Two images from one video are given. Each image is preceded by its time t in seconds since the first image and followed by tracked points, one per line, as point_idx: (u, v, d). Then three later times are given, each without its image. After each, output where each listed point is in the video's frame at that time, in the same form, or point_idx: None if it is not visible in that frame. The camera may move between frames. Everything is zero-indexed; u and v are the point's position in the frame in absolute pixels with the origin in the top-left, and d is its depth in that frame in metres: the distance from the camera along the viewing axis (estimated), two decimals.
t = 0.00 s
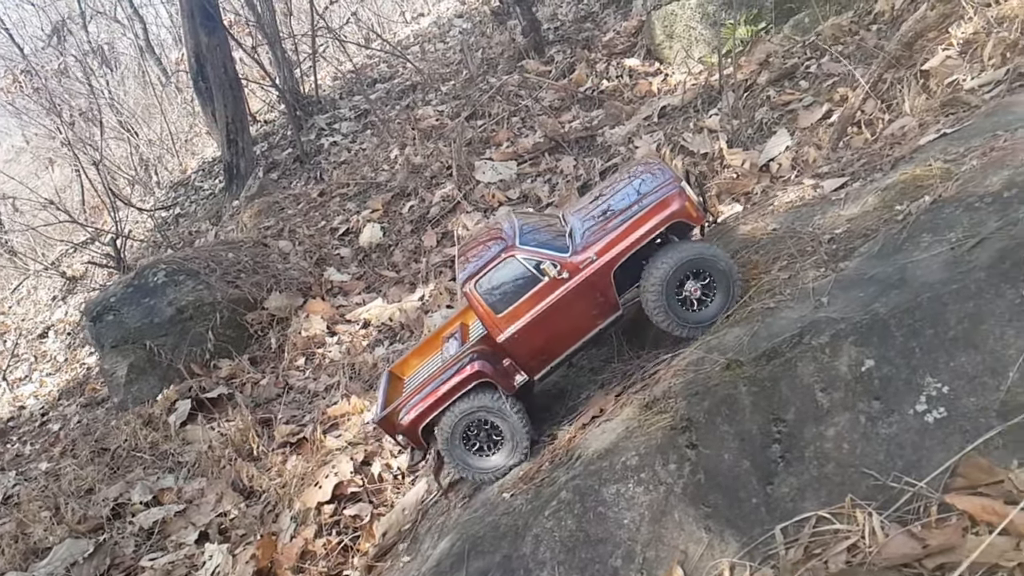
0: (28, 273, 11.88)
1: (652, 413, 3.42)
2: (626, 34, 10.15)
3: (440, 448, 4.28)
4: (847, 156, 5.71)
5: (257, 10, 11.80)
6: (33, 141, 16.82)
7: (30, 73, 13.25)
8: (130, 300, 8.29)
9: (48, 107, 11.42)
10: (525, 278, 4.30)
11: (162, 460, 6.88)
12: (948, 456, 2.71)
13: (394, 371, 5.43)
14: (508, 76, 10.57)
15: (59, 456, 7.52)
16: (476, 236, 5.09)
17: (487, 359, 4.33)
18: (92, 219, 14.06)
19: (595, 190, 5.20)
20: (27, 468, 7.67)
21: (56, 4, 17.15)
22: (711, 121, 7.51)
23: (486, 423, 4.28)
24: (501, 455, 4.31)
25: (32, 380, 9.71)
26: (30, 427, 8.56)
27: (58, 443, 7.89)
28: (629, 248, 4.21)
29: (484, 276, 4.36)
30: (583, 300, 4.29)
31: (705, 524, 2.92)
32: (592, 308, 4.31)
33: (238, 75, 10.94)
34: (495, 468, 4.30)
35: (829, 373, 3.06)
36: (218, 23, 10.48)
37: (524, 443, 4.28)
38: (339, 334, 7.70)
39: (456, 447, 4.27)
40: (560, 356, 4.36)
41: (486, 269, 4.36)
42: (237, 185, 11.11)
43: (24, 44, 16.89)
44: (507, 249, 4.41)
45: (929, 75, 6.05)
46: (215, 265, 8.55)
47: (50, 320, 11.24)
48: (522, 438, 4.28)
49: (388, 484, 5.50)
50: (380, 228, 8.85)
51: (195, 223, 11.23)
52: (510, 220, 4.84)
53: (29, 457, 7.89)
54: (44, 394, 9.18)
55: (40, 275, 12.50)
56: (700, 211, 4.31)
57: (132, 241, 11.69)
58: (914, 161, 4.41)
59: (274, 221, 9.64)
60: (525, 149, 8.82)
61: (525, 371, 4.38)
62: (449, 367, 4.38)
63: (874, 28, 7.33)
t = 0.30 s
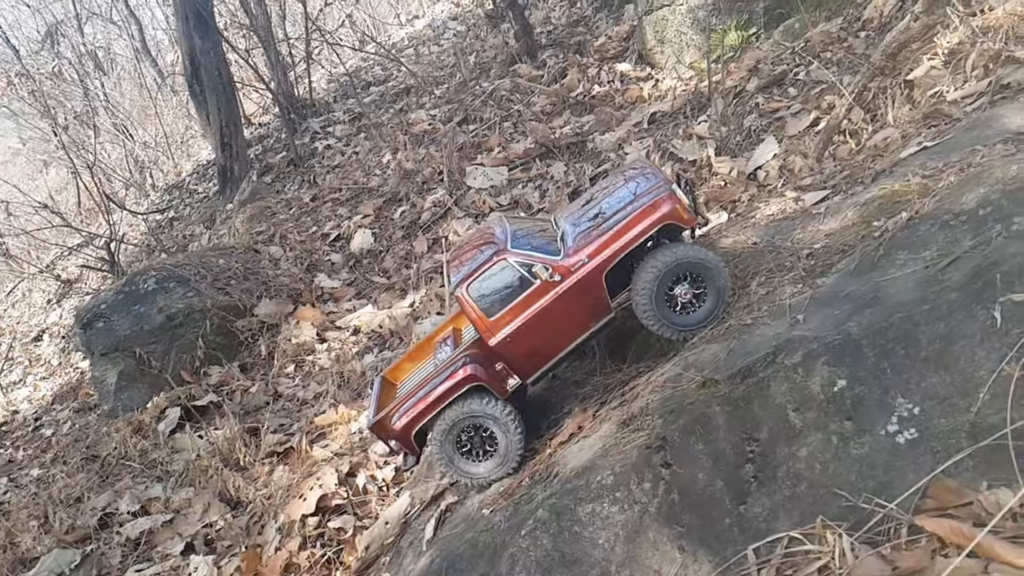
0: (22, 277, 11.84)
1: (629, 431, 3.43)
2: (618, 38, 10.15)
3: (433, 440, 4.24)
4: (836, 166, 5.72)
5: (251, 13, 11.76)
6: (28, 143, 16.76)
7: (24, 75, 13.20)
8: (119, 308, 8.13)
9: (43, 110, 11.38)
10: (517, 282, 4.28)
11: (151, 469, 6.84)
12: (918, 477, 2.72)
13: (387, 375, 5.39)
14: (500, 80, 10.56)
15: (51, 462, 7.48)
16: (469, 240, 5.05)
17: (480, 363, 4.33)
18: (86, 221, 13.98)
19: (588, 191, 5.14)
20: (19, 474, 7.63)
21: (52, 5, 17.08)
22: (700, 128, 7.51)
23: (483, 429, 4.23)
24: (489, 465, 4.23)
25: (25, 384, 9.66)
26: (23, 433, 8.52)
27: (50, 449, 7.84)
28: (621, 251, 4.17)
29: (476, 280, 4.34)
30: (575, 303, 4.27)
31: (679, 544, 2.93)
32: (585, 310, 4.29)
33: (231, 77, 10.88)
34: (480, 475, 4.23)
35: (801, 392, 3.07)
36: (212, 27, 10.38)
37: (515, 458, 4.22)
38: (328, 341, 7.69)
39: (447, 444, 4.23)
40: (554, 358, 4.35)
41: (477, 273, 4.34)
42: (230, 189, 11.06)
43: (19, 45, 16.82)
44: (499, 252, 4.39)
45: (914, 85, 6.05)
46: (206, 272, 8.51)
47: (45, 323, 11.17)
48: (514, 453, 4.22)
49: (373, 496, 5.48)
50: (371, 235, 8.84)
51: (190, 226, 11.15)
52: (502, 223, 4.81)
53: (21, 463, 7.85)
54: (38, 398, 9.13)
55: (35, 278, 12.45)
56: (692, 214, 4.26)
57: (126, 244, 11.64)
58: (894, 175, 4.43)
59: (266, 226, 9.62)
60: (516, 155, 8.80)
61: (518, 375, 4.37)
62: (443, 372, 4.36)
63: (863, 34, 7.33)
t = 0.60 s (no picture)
0: (18, 279, 11.79)
1: (609, 447, 3.44)
2: (611, 43, 10.17)
3: (440, 434, 4.09)
4: (823, 176, 5.74)
5: (246, 16, 11.73)
6: (24, 144, 16.69)
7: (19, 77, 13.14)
8: (111, 314, 8.11)
9: (37, 113, 11.33)
10: (517, 283, 4.19)
11: (140, 477, 6.79)
12: (893, 497, 2.73)
13: (383, 381, 5.27)
14: (494, 84, 10.56)
15: (44, 469, 7.44)
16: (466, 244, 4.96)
17: (480, 365, 4.20)
18: (82, 223, 13.90)
19: (584, 196, 5.08)
20: (11, 480, 7.58)
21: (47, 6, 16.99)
22: (691, 134, 7.52)
23: (490, 437, 4.11)
24: (487, 476, 4.09)
25: (20, 387, 9.62)
26: (17, 437, 8.47)
27: (43, 454, 7.79)
28: (622, 251, 4.11)
29: (476, 280, 4.24)
30: (576, 303, 4.17)
31: (656, 563, 2.94)
32: (586, 311, 4.20)
33: (227, 81, 10.85)
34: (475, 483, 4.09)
35: (777, 411, 3.09)
36: (207, 29, 10.35)
37: (512, 474, 4.10)
38: (320, 347, 7.67)
39: (452, 443, 4.08)
40: (554, 361, 4.24)
41: (477, 274, 4.25)
42: (225, 191, 11.01)
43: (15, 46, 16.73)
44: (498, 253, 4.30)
45: (901, 95, 6.07)
46: (197, 277, 8.46)
47: (40, 325, 11.12)
48: (512, 469, 4.09)
49: (359, 507, 5.47)
50: (364, 240, 8.82)
51: (184, 228, 11.06)
52: (499, 226, 4.73)
53: (14, 468, 7.81)
54: (32, 402, 9.09)
55: (30, 281, 12.40)
56: (692, 215, 4.21)
57: (122, 246, 11.60)
58: (877, 188, 4.46)
59: (259, 231, 9.60)
60: (509, 160, 8.79)
61: (518, 378, 4.24)
62: (442, 374, 4.24)
63: (853, 41, 7.33)
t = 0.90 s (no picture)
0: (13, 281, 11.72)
1: (589, 456, 3.44)
2: (604, 46, 10.18)
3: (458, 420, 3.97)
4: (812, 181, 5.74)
5: (241, 18, 11.70)
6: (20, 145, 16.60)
7: (15, 78, 13.07)
8: (102, 317, 8.02)
9: (32, 114, 11.27)
10: (522, 281, 4.15)
11: (130, 481, 6.71)
12: (868, 508, 2.73)
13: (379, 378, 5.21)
14: (488, 86, 10.55)
15: (36, 471, 7.32)
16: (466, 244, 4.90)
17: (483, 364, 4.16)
18: (78, 224, 13.82)
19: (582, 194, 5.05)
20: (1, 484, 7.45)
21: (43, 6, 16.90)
22: (682, 138, 7.52)
23: (499, 443, 4.02)
24: (479, 478, 3.99)
25: (14, 389, 9.56)
26: (10, 439, 8.40)
27: (35, 456, 7.69)
28: (627, 250, 4.10)
29: (480, 279, 4.19)
30: (580, 301, 4.14)
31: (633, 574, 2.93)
32: (590, 310, 4.17)
33: (221, 82, 10.81)
34: (467, 479, 3.99)
35: (753, 422, 3.09)
36: (203, 31, 10.30)
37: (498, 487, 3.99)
38: (311, 351, 7.65)
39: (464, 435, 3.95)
40: (558, 360, 4.21)
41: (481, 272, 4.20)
42: (220, 192, 10.95)
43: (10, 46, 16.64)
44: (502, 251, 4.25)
45: (888, 100, 6.07)
46: (189, 280, 8.39)
47: (35, 327, 11.06)
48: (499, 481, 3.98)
49: (345, 513, 5.45)
50: (356, 242, 8.78)
51: (179, 230, 11.00)
52: (499, 223, 4.68)
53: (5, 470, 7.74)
54: (26, 405, 9.02)
55: (26, 282, 12.33)
56: (696, 213, 4.20)
57: (117, 247, 11.54)
58: (860, 196, 4.47)
59: (252, 233, 9.56)
60: (502, 163, 8.77)
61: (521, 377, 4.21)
62: (445, 373, 4.18)
63: (844, 45, 7.32)
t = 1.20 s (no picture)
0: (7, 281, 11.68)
1: (563, 458, 3.43)
2: (596, 47, 10.19)
3: (477, 402, 3.96)
4: (796, 182, 5.75)
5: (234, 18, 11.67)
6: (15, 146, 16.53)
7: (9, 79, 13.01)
8: (92, 319, 7.98)
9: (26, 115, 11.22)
10: (520, 274, 4.10)
11: (117, 483, 6.65)
12: (837, 509, 2.73)
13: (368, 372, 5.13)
14: (480, 87, 10.55)
15: (27, 473, 7.23)
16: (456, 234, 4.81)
17: (481, 358, 4.11)
18: (73, 225, 13.77)
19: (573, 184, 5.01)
20: None
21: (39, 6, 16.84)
22: (671, 140, 7.53)
23: (497, 442, 4.03)
24: (463, 464, 3.98)
25: (7, 390, 9.51)
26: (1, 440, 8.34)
27: (26, 458, 7.61)
28: (627, 241, 4.09)
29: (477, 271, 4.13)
30: (578, 293, 4.12)
31: None
32: (588, 302, 4.15)
33: (215, 83, 10.78)
34: (451, 460, 3.97)
35: (724, 423, 3.10)
36: (196, 32, 10.25)
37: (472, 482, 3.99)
38: (300, 352, 7.62)
39: (478, 421, 3.96)
40: (556, 352, 4.19)
41: (478, 265, 4.12)
42: (214, 193, 10.91)
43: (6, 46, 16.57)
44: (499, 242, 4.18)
45: (872, 101, 6.08)
46: (179, 282, 8.35)
47: (30, 327, 11.01)
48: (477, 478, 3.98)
49: (328, 515, 5.43)
50: (347, 243, 8.76)
51: (173, 231, 10.96)
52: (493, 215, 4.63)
53: None
54: (18, 405, 8.97)
55: (20, 283, 12.28)
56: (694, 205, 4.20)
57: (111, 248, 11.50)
58: (839, 197, 4.47)
59: (243, 234, 9.53)
60: (493, 163, 8.75)
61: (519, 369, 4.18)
62: (442, 366, 4.12)
63: (832, 45, 7.32)
